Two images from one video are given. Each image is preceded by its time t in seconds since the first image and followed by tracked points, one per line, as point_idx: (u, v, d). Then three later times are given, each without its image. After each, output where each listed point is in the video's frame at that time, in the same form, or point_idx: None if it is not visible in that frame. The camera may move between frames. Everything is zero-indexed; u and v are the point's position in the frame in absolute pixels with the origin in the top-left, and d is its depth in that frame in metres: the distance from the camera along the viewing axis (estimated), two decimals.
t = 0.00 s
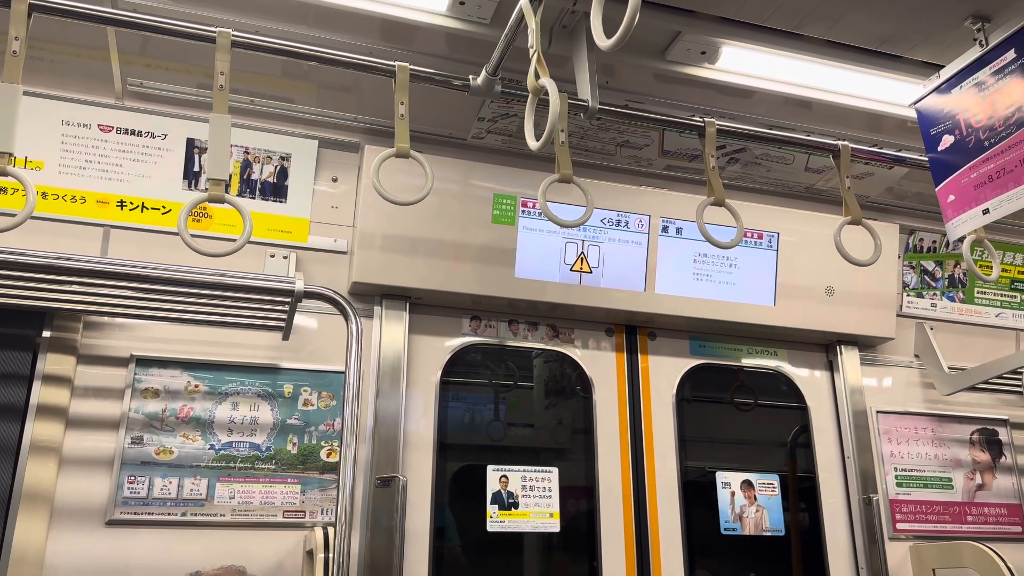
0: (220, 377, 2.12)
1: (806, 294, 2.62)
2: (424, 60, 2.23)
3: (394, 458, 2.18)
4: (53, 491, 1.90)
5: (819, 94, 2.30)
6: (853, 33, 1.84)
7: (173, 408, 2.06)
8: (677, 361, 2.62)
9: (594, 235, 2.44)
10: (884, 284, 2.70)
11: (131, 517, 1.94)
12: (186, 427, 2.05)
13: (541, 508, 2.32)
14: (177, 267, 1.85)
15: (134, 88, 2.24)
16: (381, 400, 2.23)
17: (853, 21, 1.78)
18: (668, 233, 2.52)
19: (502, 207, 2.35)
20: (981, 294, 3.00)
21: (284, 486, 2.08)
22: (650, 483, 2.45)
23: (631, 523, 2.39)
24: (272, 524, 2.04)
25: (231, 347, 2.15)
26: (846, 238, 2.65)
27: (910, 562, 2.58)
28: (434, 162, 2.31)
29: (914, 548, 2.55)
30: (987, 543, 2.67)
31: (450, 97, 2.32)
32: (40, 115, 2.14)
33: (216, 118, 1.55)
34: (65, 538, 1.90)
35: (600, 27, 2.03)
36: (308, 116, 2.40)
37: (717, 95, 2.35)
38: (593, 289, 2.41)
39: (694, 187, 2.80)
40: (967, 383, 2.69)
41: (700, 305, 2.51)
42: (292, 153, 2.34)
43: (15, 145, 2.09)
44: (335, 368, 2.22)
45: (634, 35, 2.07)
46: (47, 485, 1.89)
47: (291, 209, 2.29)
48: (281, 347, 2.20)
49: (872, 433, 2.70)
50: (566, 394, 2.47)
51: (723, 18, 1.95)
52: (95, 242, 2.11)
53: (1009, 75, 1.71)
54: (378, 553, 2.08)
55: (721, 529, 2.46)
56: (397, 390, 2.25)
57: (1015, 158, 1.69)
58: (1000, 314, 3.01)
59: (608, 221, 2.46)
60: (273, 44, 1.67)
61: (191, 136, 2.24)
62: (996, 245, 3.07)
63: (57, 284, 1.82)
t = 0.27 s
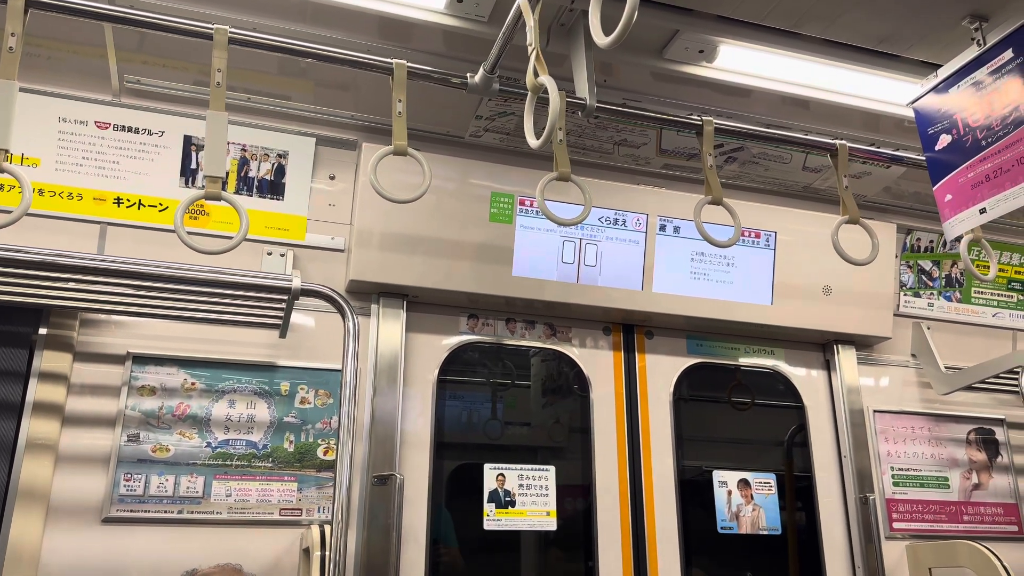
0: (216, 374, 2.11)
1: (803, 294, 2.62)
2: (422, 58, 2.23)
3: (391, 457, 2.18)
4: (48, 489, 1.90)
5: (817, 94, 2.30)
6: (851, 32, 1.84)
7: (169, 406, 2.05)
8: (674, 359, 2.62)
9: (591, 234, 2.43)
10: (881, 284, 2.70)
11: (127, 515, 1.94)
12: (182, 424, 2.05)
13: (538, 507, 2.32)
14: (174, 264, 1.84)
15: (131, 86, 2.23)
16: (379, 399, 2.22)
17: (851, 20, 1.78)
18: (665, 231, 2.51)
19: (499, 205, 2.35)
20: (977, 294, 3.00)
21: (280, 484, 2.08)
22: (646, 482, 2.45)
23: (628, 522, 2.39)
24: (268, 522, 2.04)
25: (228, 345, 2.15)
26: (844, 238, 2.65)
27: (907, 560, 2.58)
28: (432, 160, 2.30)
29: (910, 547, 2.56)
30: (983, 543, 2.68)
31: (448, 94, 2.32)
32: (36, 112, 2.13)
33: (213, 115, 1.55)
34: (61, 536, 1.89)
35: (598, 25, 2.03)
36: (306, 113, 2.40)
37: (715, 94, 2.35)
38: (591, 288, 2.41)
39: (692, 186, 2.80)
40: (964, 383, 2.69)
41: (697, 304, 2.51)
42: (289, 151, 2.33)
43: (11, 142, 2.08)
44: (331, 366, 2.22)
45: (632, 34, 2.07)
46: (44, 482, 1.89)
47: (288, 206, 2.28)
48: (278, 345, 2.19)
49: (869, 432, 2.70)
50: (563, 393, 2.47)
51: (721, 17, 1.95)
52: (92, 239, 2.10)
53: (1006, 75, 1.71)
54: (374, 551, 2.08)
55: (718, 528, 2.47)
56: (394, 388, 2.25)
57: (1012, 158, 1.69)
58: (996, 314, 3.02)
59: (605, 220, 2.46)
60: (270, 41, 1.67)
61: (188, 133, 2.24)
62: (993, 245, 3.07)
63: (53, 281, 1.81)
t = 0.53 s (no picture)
0: (215, 374, 2.11)
1: (802, 294, 2.62)
2: (421, 57, 2.23)
3: (390, 456, 2.18)
4: (47, 488, 1.89)
5: (816, 93, 2.30)
6: (850, 32, 1.84)
7: (168, 405, 2.05)
8: (673, 359, 2.62)
9: (590, 233, 2.43)
10: (880, 284, 2.70)
11: (126, 514, 1.94)
12: (181, 424, 2.04)
13: (537, 506, 2.32)
14: (173, 264, 1.84)
15: (130, 85, 2.23)
16: (377, 398, 2.22)
17: (850, 19, 1.78)
18: (664, 231, 2.51)
19: (498, 205, 2.35)
20: (976, 294, 3.01)
21: (279, 483, 2.07)
22: (645, 482, 2.45)
23: (627, 522, 2.39)
24: (267, 522, 2.04)
25: (226, 344, 2.14)
26: (843, 238, 2.65)
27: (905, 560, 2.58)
28: (431, 159, 2.30)
29: (908, 547, 2.56)
30: (982, 543, 2.68)
31: (447, 94, 2.32)
32: (35, 111, 2.13)
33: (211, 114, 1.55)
34: (58, 535, 1.89)
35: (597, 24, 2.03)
36: (305, 112, 2.39)
37: (714, 94, 2.35)
38: (590, 287, 2.41)
39: (690, 186, 2.80)
40: (962, 383, 2.69)
41: (696, 304, 2.51)
42: (288, 150, 2.33)
43: (9, 141, 2.08)
44: (330, 365, 2.22)
45: (631, 33, 2.07)
46: (42, 482, 1.88)
47: (287, 206, 2.28)
48: (277, 345, 2.19)
49: (868, 432, 2.70)
50: (562, 392, 2.47)
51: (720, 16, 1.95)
52: (90, 238, 2.10)
53: (1005, 74, 1.71)
54: (373, 551, 2.07)
55: (716, 527, 2.46)
56: (393, 388, 2.25)
57: (1010, 157, 1.69)
58: (995, 314, 3.02)
59: (604, 220, 2.46)
60: (269, 40, 1.66)
61: (187, 132, 2.24)
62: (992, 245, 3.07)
63: (51, 280, 1.81)
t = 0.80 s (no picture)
0: (215, 374, 2.11)
1: (801, 294, 2.62)
2: (421, 57, 2.23)
3: (390, 456, 2.18)
4: (47, 489, 1.89)
5: (816, 93, 2.30)
6: (849, 32, 1.84)
7: (168, 406, 2.05)
8: (673, 360, 2.62)
9: (590, 234, 2.43)
10: (879, 284, 2.70)
11: (126, 515, 1.94)
12: (180, 424, 2.04)
13: (536, 507, 2.32)
14: (172, 264, 1.84)
15: (129, 85, 2.23)
16: (377, 399, 2.22)
17: (850, 20, 1.78)
18: (664, 231, 2.51)
19: (498, 205, 2.35)
20: (976, 294, 3.01)
21: (279, 484, 2.07)
22: (645, 482, 2.45)
23: (627, 522, 2.39)
24: (267, 522, 2.04)
25: (226, 345, 2.14)
26: (843, 238, 2.65)
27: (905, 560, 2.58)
28: (431, 160, 2.30)
29: (908, 547, 2.56)
30: (982, 543, 2.68)
31: (446, 94, 2.32)
32: (34, 111, 2.13)
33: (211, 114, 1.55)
34: (58, 535, 1.89)
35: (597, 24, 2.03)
36: (305, 113, 2.39)
37: (714, 94, 2.35)
38: (589, 288, 2.41)
39: (690, 186, 2.80)
40: (962, 383, 2.69)
41: (696, 304, 2.51)
42: (288, 151, 2.33)
43: (9, 141, 2.08)
44: (330, 365, 2.22)
45: (631, 33, 2.07)
46: (42, 482, 1.88)
47: (287, 206, 2.28)
48: (276, 345, 2.19)
49: (868, 432, 2.70)
50: (562, 393, 2.47)
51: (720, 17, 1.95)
52: (90, 238, 2.10)
53: (1005, 74, 1.71)
54: (373, 551, 2.07)
55: (716, 528, 2.46)
56: (392, 388, 2.25)
57: (1010, 157, 1.69)
58: (995, 314, 3.02)
59: (604, 220, 2.46)
60: (268, 40, 1.66)
61: (187, 133, 2.24)
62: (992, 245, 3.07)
63: (51, 280, 1.81)
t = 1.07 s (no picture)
0: (217, 371, 2.11)
1: (803, 292, 2.62)
2: (423, 54, 2.23)
3: (391, 453, 2.18)
4: (49, 485, 1.90)
5: (818, 91, 2.30)
6: (852, 29, 1.83)
7: (170, 403, 2.05)
8: (675, 357, 2.62)
9: (592, 231, 2.43)
10: (881, 282, 2.70)
11: (128, 511, 1.94)
12: (182, 421, 2.05)
13: (538, 504, 2.32)
14: (175, 261, 1.85)
15: (131, 82, 2.23)
16: (379, 396, 2.22)
17: (852, 17, 1.77)
18: (666, 229, 2.51)
19: (499, 202, 2.35)
20: (978, 292, 3.00)
21: (281, 480, 2.08)
22: (647, 479, 2.45)
23: (628, 519, 2.39)
24: (269, 518, 2.04)
25: (228, 342, 2.15)
26: (845, 236, 2.65)
27: (906, 559, 2.58)
28: (432, 157, 2.30)
29: (910, 544, 2.56)
30: (983, 541, 2.68)
31: (448, 91, 2.32)
32: (37, 107, 2.13)
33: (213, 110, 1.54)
34: (60, 532, 1.89)
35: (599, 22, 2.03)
36: (306, 110, 2.39)
37: (716, 91, 2.34)
38: (591, 285, 2.41)
39: (692, 184, 2.80)
40: (964, 381, 2.69)
41: (697, 302, 2.51)
42: (290, 148, 2.33)
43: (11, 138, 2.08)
44: (332, 363, 2.22)
45: (633, 31, 2.07)
46: (44, 478, 1.89)
47: (289, 203, 2.28)
48: (278, 342, 2.19)
49: (870, 430, 2.70)
50: (564, 390, 2.47)
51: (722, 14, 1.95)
52: (92, 235, 2.10)
53: (1008, 72, 1.70)
54: (375, 548, 2.08)
55: (717, 525, 2.47)
56: (394, 385, 2.25)
57: (1013, 154, 1.68)
58: (997, 312, 3.01)
59: (606, 218, 2.46)
60: (271, 37, 1.66)
61: (189, 130, 2.24)
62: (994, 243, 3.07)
63: (53, 277, 1.81)
